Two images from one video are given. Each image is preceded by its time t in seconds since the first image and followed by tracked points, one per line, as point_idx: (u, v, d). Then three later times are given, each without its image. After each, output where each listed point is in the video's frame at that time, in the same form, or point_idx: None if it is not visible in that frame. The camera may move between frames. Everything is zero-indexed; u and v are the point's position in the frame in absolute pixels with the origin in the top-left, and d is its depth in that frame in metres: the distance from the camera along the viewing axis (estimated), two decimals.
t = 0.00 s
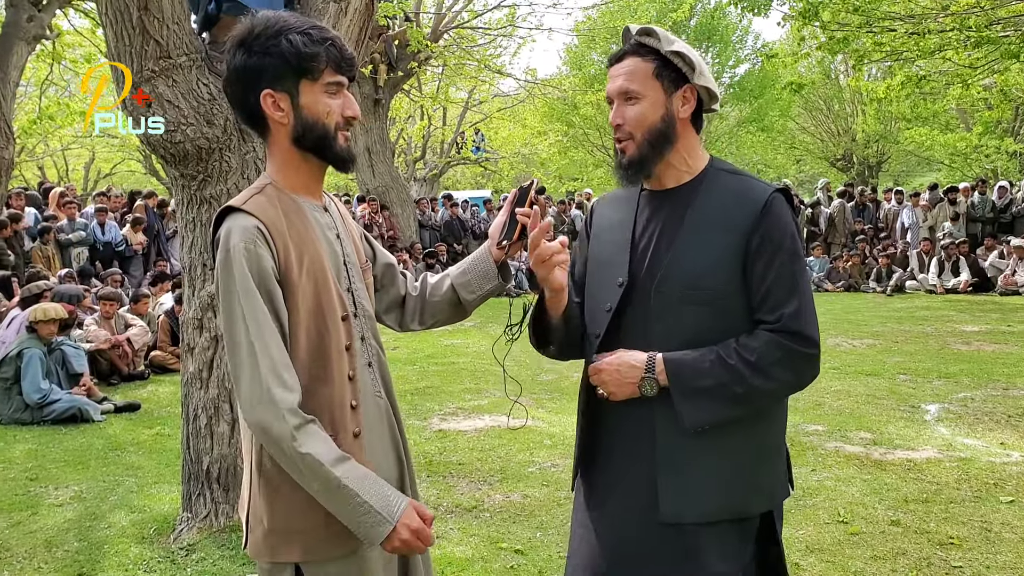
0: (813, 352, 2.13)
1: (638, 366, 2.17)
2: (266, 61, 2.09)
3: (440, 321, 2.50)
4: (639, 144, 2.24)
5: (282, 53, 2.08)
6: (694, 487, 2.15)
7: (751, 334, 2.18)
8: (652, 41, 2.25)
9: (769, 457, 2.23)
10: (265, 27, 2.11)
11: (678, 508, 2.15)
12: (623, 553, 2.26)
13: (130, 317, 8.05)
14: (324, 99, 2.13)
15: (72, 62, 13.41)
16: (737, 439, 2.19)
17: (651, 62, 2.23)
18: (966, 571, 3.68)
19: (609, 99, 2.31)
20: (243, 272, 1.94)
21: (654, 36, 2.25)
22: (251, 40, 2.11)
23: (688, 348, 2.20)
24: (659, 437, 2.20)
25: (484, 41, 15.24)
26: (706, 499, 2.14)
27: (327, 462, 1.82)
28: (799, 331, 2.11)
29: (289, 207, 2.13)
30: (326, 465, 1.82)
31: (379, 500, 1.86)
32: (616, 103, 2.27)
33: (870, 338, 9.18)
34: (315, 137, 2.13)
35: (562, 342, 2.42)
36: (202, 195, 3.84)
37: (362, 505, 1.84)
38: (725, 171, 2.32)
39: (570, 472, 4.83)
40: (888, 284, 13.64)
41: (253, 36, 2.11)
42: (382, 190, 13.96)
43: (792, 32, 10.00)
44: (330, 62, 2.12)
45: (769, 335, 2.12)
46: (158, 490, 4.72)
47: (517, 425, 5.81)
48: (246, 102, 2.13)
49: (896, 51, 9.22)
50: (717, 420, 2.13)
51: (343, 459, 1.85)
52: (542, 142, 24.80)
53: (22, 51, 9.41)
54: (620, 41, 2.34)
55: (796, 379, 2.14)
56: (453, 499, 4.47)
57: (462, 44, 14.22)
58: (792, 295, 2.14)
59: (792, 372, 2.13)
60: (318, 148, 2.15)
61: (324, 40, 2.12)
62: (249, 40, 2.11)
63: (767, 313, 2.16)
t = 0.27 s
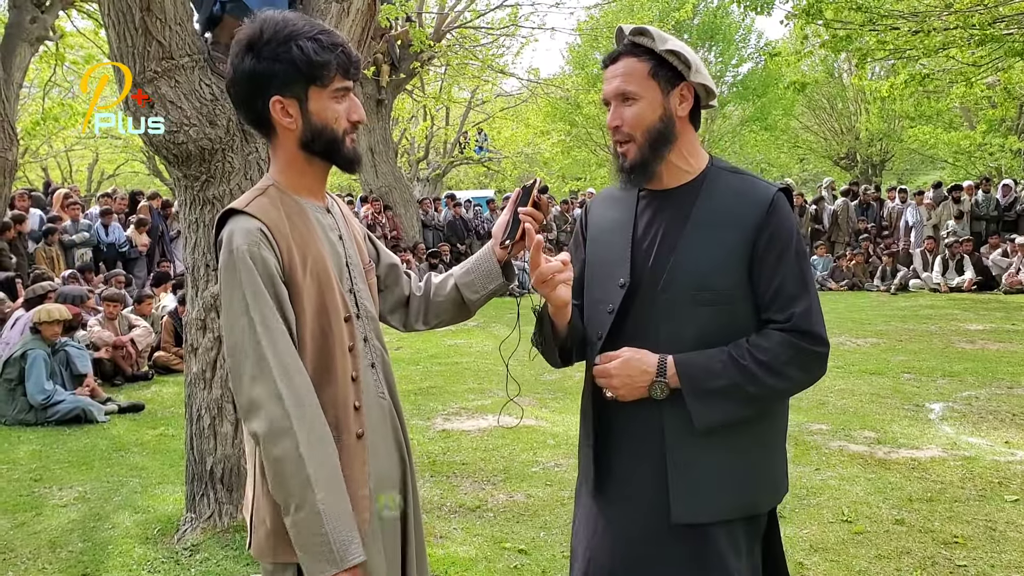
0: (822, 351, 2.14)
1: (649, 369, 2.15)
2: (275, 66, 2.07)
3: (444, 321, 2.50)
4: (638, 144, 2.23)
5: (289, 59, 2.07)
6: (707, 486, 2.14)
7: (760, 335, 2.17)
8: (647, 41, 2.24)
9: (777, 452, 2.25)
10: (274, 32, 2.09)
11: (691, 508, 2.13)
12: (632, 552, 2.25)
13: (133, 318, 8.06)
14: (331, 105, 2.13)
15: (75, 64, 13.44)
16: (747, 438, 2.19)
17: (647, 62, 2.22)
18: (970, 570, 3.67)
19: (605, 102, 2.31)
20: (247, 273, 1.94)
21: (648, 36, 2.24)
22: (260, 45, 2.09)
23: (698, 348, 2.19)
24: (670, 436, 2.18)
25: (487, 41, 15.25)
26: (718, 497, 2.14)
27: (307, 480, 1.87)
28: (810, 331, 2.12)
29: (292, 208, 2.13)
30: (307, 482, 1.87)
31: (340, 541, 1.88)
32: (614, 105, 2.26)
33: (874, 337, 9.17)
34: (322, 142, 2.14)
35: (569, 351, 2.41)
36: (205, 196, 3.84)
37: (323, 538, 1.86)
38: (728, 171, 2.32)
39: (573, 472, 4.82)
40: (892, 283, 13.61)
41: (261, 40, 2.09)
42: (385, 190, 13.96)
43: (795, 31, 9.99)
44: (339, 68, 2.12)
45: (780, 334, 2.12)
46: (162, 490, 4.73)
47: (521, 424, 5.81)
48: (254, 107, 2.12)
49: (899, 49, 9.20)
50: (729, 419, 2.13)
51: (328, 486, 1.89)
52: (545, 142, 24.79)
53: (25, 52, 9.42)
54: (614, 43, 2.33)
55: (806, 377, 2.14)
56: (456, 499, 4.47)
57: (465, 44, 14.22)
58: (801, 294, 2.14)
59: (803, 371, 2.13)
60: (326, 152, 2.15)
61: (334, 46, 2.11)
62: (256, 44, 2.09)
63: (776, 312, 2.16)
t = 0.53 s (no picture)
0: (819, 349, 2.13)
1: (645, 365, 2.14)
2: (277, 72, 2.07)
3: (444, 320, 2.50)
4: (635, 142, 2.23)
5: (293, 65, 2.06)
6: (704, 484, 2.14)
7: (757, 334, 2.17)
8: (644, 39, 2.23)
9: (774, 449, 2.24)
10: (279, 36, 2.08)
11: (690, 506, 2.13)
12: (632, 551, 2.25)
13: (134, 318, 8.07)
14: (334, 110, 2.13)
15: (76, 64, 13.43)
16: (743, 437, 2.19)
17: (644, 60, 2.22)
18: (972, 568, 3.67)
19: (603, 99, 2.30)
20: (242, 275, 1.94)
21: (645, 33, 2.23)
22: (264, 49, 2.08)
23: (694, 347, 2.19)
24: (666, 435, 2.18)
25: (487, 40, 15.24)
26: (717, 495, 2.14)
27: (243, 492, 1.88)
28: (808, 331, 2.12)
29: (291, 209, 2.12)
30: (244, 495, 1.88)
31: (265, 562, 1.87)
32: (611, 103, 2.26)
33: (875, 335, 9.16)
34: (325, 146, 2.14)
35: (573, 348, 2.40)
36: (206, 195, 3.84)
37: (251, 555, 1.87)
38: (727, 170, 2.31)
39: (574, 471, 4.82)
40: (893, 282, 13.60)
41: (264, 44, 2.08)
42: (386, 190, 13.96)
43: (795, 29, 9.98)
44: (344, 74, 2.11)
45: (777, 334, 2.12)
46: (163, 490, 4.73)
47: (522, 423, 5.81)
48: (257, 112, 2.12)
49: (900, 47, 9.19)
50: (727, 417, 2.13)
51: (263, 503, 1.87)
52: (545, 141, 24.77)
53: (25, 52, 9.42)
54: (614, 39, 2.33)
55: (802, 376, 2.14)
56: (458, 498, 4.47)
57: (465, 43, 14.21)
58: (800, 293, 2.13)
59: (799, 370, 2.13)
60: (329, 156, 2.16)
61: (339, 52, 2.10)
62: (259, 48, 2.08)
63: (773, 310, 2.16)
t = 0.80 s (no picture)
0: (814, 353, 2.12)
1: (636, 366, 2.14)
2: (275, 70, 2.07)
3: (443, 318, 2.50)
4: (641, 134, 2.22)
5: (291, 63, 2.06)
6: (699, 484, 2.14)
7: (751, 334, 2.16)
8: (655, 32, 2.24)
9: (772, 451, 2.23)
10: (278, 32, 2.07)
11: (682, 505, 2.13)
12: (632, 546, 2.28)
13: (134, 317, 8.07)
14: (333, 107, 2.13)
15: (76, 63, 13.43)
16: (740, 438, 2.18)
17: (654, 52, 2.22)
18: (973, 567, 3.67)
19: (611, 90, 2.29)
20: (240, 274, 1.94)
21: (657, 27, 2.23)
22: (261, 47, 2.07)
23: (688, 346, 2.19)
24: (660, 434, 2.19)
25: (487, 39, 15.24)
26: (710, 495, 2.13)
27: (268, 491, 1.88)
28: (802, 333, 2.10)
29: (290, 207, 2.12)
30: (268, 493, 1.88)
31: (298, 556, 1.88)
32: (620, 93, 2.26)
33: (875, 334, 9.16)
34: (324, 144, 2.14)
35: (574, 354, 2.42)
36: (206, 194, 3.84)
37: (281, 551, 1.88)
38: (726, 169, 2.31)
39: (575, 470, 4.82)
40: (893, 281, 13.59)
41: (261, 41, 2.07)
42: (386, 189, 13.96)
43: (796, 28, 9.98)
44: (342, 71, 2.11)
45: (769, 335, 2.11)
46: (164, 489, 4.73)
47: (522, 422, 5.81)
48: (256, 109, 2.12)
49: (900, 47, 9.20)
50: (719, 417, 2.12)
51: (289, 498, 1.89)
52: (545, 140, 24.77)
53: (25, 52, 9.42)
54: (624, 33, 2.33)
55: (795, 378, 2.13)
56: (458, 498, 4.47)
57: (466, 42, 14.22)
58: (795, 294, 2.12)
59: (793, 373, 2.12)
60: (327, 154, 2.16)
61: (338, 49, 2.09)
62: (256, 45, 2.08)
63: (768, 313, 2.15)
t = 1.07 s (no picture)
0: (809, 360, 2.09)
1: (631, 361, 2.16)
2: (271, 68, 2.06)
3: (448, 316, 2.50)
4: (639, 133, 2.22)
5: (287, 61, 2.05)
6: (690, 486, 2.14)
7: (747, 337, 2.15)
8: (658, 30, 2.24)
9: (770, 456, 2.21)
10: (270, 31, 2.06)
11: (673, 506, 2.14)
12: (628, 547, 2.29)
13: (134, 316, 8.08)
14: (330, 104, 2.12)
15: (76, 62, 13.43)
16: (735, 441, 2.17)
17: (654, 51, 2.22)
18: (973, 566, 3.66)
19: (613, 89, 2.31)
20: (241, 275, 1.94)
21: (659, 26, 2.23)
22: (257, 46, 2.07)
23: (686, 346, 2.20)
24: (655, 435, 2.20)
25: (487, 38, 15.24)
26: (705, 497, 2.14)
27: (281, 489, 1.88)
28: (795, 339, 2.08)
29: (290, 206, 2.12)
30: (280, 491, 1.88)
31: (313, 552, 1.88)
32: (621, 92, 2.26)
33: (875, 333, 9.16)
34: (323, 141, 2.13)
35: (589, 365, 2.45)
36: (206, 193, 3.84)
37: (295, 549, 1.87)
38: (726, 169, 2.30)
39: (575, 469, 4.82)
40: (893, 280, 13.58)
41: (256, 40, 2.07)
42: (386, 188, 13.96)
43: (796, 27, 9.97)
44: (337, 67, 2.10)
45: (763, 339, 2.09)
46: (164, 489, 4.73)
47: (523, 421, 5.81)
48: (251, 109, 2.12)
49: (901, 46, 9.20)
50: (712, 418, 2.12)
51: (302, 495, 1.89)
52: (545, 139, 24.77)
53: (26, 51, 9.43)
54: (630, 33, 2.34)
55: (789, 383, 2.10)
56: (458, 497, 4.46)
57: (466, 41, 14.21)
58: (790, 298, 2.10)
59: (788, 378, 2.10)
60: (326, 152, 2.15)
61: (331, 45, 2.09)
62: (251, 44, 2.07)
63: (763, 317, 2.13)
